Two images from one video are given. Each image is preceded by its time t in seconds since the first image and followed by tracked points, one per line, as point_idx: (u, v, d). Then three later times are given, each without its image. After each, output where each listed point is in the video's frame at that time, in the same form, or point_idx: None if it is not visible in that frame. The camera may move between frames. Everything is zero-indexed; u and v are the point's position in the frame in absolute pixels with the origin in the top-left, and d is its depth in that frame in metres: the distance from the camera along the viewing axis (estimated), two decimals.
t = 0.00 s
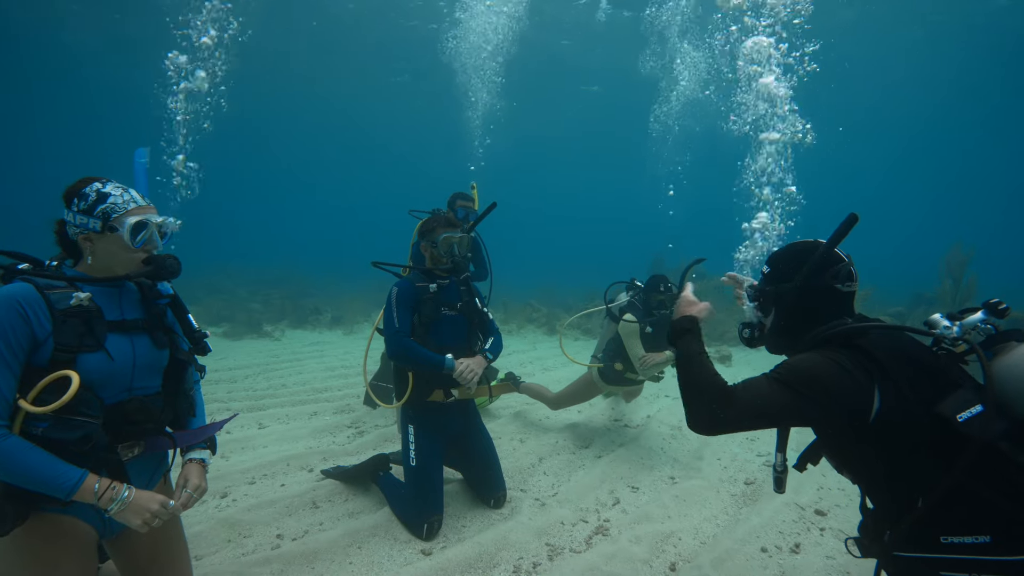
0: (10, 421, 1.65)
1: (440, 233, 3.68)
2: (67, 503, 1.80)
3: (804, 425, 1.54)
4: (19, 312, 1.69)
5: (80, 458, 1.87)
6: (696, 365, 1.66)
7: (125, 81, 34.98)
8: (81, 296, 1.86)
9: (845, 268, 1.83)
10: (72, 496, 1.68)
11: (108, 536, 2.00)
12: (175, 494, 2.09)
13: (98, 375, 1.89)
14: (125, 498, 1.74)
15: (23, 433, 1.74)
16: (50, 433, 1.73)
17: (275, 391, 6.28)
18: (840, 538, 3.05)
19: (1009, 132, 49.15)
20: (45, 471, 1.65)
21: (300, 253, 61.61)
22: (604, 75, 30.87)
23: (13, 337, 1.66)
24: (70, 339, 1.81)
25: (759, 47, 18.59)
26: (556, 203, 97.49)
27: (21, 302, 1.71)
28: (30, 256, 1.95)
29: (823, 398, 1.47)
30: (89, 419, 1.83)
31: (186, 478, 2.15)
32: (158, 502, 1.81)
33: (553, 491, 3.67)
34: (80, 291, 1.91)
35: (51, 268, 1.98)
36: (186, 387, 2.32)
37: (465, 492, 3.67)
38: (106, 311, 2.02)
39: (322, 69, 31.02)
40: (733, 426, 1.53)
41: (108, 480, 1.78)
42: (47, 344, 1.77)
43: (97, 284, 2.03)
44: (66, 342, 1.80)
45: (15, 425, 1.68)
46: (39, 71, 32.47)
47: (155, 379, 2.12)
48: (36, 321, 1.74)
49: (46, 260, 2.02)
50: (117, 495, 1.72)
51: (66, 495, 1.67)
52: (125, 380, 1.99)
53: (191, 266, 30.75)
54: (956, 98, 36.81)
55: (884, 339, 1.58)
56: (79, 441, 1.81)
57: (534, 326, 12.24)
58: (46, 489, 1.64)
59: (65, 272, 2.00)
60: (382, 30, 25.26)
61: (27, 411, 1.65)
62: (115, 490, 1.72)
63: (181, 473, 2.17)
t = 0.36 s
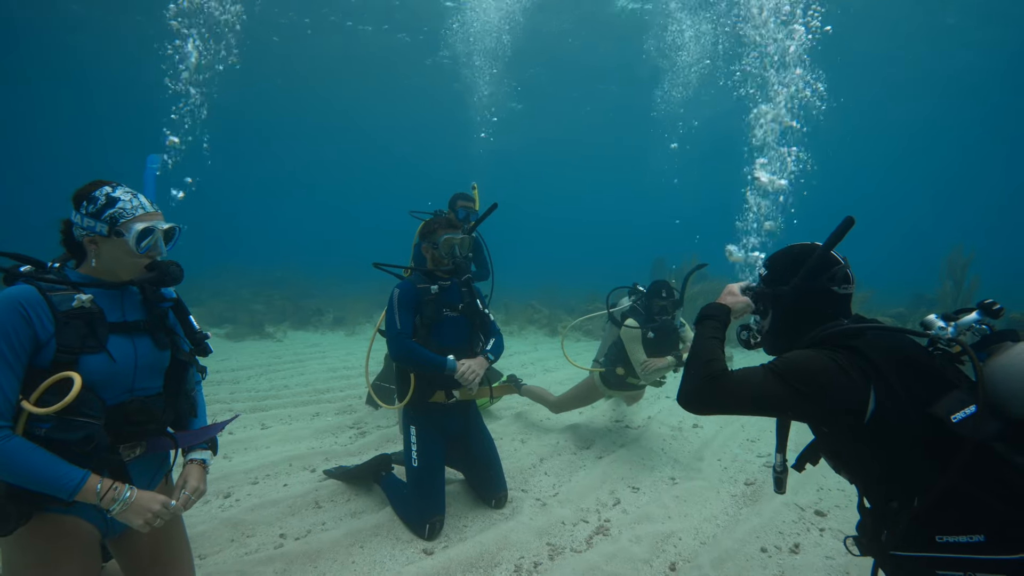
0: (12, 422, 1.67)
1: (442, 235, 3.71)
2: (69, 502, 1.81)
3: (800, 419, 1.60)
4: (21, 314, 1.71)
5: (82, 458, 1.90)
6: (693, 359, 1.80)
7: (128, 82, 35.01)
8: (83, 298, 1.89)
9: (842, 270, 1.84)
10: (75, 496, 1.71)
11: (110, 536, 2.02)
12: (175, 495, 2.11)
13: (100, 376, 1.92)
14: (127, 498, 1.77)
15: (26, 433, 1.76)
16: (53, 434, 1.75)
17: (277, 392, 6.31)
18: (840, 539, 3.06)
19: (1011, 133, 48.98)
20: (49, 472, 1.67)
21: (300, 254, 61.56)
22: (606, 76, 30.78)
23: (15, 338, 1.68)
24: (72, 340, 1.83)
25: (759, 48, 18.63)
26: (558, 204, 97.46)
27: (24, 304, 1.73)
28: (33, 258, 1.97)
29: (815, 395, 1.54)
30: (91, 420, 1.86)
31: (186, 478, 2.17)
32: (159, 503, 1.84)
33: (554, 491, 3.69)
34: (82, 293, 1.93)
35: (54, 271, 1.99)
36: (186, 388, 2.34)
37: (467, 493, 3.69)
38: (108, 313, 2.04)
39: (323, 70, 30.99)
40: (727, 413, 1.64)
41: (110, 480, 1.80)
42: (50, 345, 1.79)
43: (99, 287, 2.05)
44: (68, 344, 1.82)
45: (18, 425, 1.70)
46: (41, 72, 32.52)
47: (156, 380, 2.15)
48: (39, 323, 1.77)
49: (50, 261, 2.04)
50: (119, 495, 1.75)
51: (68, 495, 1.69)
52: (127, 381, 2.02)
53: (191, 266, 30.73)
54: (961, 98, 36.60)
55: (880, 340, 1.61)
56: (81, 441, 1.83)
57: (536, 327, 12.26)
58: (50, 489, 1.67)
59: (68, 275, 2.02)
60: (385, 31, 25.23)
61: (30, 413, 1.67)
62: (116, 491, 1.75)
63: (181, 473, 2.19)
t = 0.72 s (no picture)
0: (16, 420, 1.68)
1: (443, 234, 3.73)
2: (74, 500, 1.83)
3: (796, 412, 1.63)
4: (26, 314, 1.73)
5: (85, 458, 1.91)
6: (694, 352, 1.81)
7: (130, 82, 35.10)
8: (87, 298, 1.92)
9: (838, 266, 1.86)
10: (80, 493, 1.72)
11: (115, 533, 2.05)
12: (177, 493, 2.14)
13: (104, 375, 1.95)
14: (130, 496, 1.79)
15: (30, 432, 1.78)
16: (56, 433, 1.76)
17: (280, 391, 6.35)
18: (840, 535, 3.08)
19: (1013, 132, 48.89)
20: (53, 470, 1.69)
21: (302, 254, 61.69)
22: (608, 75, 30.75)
23: (19, 341, 1.70)
24: (75, 340, 1.87)
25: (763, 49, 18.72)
26: (559, 203, 97.49)
27: (28, 305, 1.74)
28: (37, 257, 1.99)
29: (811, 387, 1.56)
30: (93, 419, 1.87)
31: (188, 476, 2.20)
32: (162, 500, 1.86)
33: (555, 488, 3.71)
34: (86, 294, 1.97)
35: (58, 271, 2.02)
36: (189, 387, 2.38)
37: (468, 490, 3.71)
38: (111, 313, 2.06)
39: (324, 70, 31.01)
40: (726, 403, 1.67)
41: (113, 479, 1.82)
42: (54, 345, 1.82)
43: (102, 288, 2.08)
44: (73, 344, 1.86)
45: (22, 424, 1.72)
46: (44, 73, 32.59)
47: (159, 379, 2.19)
48: (42, 323, 1.78)
49: (54, 260, 2.07)
50: (123, 493, 1.77)
51: (73, 493, 1.71)
52: (130, 380, 2.05)
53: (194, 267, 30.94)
54: (964, 96, 36.43)
55: (876, 334, 1.63)
56: (85, 441, 1.84)
57: (537, 326, 12.28)
58: (54, 487, 1.68)
59: (71, 274, 2.04)
60: (387, 32, 25.30)
61: (35, 412, 1.70)
62: (120, 488, 1.77)
63: (183, 471, 2.21)
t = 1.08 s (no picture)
0: (19, 416, 1.71)
1: (442, 233, 3.76)
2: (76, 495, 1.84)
3: (795, 408, 1.64)
4: (29, 312, 1.75)
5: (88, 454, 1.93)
6: (692, 348, 1.83)
7: (131, 81, 35.18)
8: (90, 296, 1.95)
9: (832, 265, 1.89)
10: (82, 489, 1.74)
11: (116, 528, 2.06)
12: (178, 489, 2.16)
13: (105, 373, 1.97)
14: (132, 492, 1.82)
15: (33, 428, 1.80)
16: (60, 429, 1.79)
17: (281, 388, 6.37)
18: (838, 531, 3.10)
19: (1013, 131, 48.86)
20: (55, 465, 1.70)
21: (302, 253, 61.73)
22: (609, 75, 30.79)
23: (21, 337, 1.71)
24: (78, 338, 1.89)
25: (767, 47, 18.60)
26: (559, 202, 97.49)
27: (31, 303, 1.77)
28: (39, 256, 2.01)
29: (808, 382, 1.59)
30: (95, 415, 1.90)
31: (189, 472, 2.22)
32: (163, 496, 1.89)
33: (555, 485, 3.73)
34: (88, 293, 1.99)
35: (60, 269, 2.04)
36: (189, 384, 2.40)
37: (469, 487, 3.74)
38: (113, 311, 2.08)
39: (325, 69, 31.08)
40: (724, 398, 1.69)
41: (115, 474, 1.84)
42: (56, 342, 1.84)
43: (102, 286, 2.09)
44: (75, 341, 1.87)
45: (25, 420, 1.74)
46: (45, 72, 32.65)
47: (160, 376, 2.20)
48: (46, 321, 1.81)
49: (56, 258, 2.09)
50: (124, 488, 1.80)
51: (75, 489, 1.73)
52: (132, 377, 2.06)
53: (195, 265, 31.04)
54: (964, 96, 36.44)
55: (869, 330, 1.67)
56: (88, 437, 1.86)
57: (538, 324, 12.28)
58: (57, 483, 1.70)
59: (73, 273, 2.06)
60: (388, 32, 25.36)
61: (38, 408, 1.72)
62: (122, 485, 1.80)
63: (184, 468, 2.23)
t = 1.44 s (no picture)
0: (21, 413, 1.72)
1: (441, 233, 3.77)
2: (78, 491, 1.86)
3: (795, 406, 1.65)
4: (31, 310, 1.76)
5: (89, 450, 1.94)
6: (690, 350, 1.84)
7: (133, 81, 35.19)
8: (91, 294, 1.95)
9: (826, 265, 1.90)
10: (83, 486, 1.75)
11: (117, 524, 2.08)
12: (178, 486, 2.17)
13: (106, 370, 1.98)
14: (133, 488, 1.83)
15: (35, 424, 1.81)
16: (61, 426, 1.81)
17: (282, 387, 6.39)
18: (837, 528, 3.10)
19: (1014, 130, 48.82)
20: (56, 462, 1.71)
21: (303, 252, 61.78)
22: (610, 74, 30.81)
23: (24, 335, 1.73)
24: (81, 336, 1.90)
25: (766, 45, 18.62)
26: (560, 202, 97.50)
27: (34, 301, 1.78)
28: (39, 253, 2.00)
29: (805, 380, 1.60)
30: (96, 412, 1.91)
31: (188, 470, 2.23)
32: (163, 493, 1.90)
33: (556, 483, 3.74)
34: (89, 290, 1.99)
35: (62, 267, 2.05)
36: (189, 381, 2.42)
37: (469, 484, 3.75)
38: (114, 309, 2.09)
39: (326, 68, 31.12)
40: (720, 399, 1.72)
41: (116, 471, 1.85)
42: (58, 340, 1.85)
43: (103, 284, 2.11)
44: (76, 339, 1.88)
45: (27, 417, 1.76)
46: (46, 71, 32.71)
47: (160, 374, 2.21)
48: (48, 319, 1.82)
49: (57, 256, 2.09)
50: (126, 484, 1.81)
51: (76, 485, 1.73)
52: (133, 375, 2.08)
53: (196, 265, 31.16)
54: (964, 95, 36.43)
55: (867, 329, 1.67)
56: (89, 434, 1.87)
57: (538, 323, 12.27)
58: (58, 479, 1.71)
59: (75, 271, 2.07)
60: (388, 31, 25.35)
61: (39, 406, 1.73)
62: (123, 481, 1.81)
63: (183, 465, 2.25)
